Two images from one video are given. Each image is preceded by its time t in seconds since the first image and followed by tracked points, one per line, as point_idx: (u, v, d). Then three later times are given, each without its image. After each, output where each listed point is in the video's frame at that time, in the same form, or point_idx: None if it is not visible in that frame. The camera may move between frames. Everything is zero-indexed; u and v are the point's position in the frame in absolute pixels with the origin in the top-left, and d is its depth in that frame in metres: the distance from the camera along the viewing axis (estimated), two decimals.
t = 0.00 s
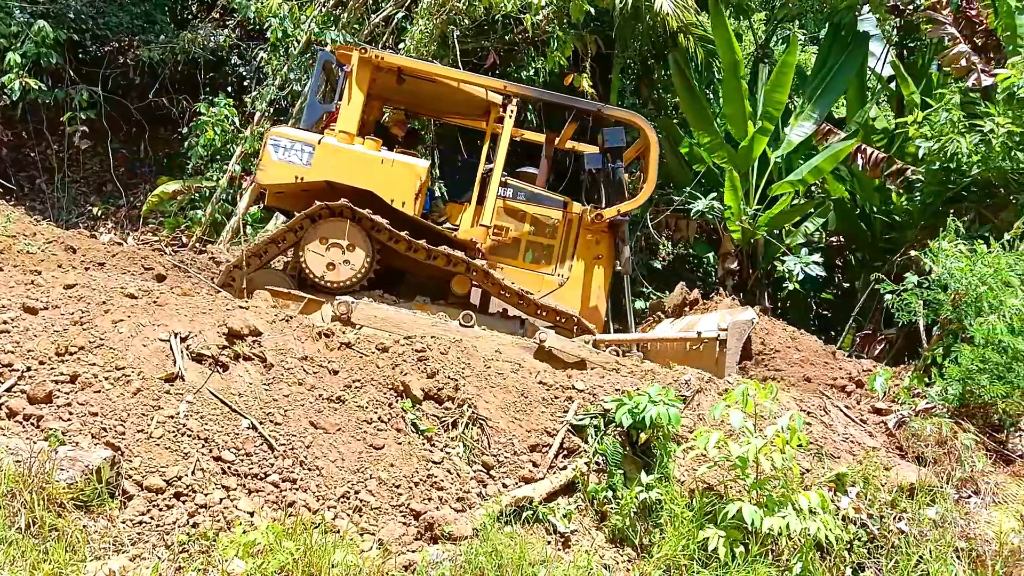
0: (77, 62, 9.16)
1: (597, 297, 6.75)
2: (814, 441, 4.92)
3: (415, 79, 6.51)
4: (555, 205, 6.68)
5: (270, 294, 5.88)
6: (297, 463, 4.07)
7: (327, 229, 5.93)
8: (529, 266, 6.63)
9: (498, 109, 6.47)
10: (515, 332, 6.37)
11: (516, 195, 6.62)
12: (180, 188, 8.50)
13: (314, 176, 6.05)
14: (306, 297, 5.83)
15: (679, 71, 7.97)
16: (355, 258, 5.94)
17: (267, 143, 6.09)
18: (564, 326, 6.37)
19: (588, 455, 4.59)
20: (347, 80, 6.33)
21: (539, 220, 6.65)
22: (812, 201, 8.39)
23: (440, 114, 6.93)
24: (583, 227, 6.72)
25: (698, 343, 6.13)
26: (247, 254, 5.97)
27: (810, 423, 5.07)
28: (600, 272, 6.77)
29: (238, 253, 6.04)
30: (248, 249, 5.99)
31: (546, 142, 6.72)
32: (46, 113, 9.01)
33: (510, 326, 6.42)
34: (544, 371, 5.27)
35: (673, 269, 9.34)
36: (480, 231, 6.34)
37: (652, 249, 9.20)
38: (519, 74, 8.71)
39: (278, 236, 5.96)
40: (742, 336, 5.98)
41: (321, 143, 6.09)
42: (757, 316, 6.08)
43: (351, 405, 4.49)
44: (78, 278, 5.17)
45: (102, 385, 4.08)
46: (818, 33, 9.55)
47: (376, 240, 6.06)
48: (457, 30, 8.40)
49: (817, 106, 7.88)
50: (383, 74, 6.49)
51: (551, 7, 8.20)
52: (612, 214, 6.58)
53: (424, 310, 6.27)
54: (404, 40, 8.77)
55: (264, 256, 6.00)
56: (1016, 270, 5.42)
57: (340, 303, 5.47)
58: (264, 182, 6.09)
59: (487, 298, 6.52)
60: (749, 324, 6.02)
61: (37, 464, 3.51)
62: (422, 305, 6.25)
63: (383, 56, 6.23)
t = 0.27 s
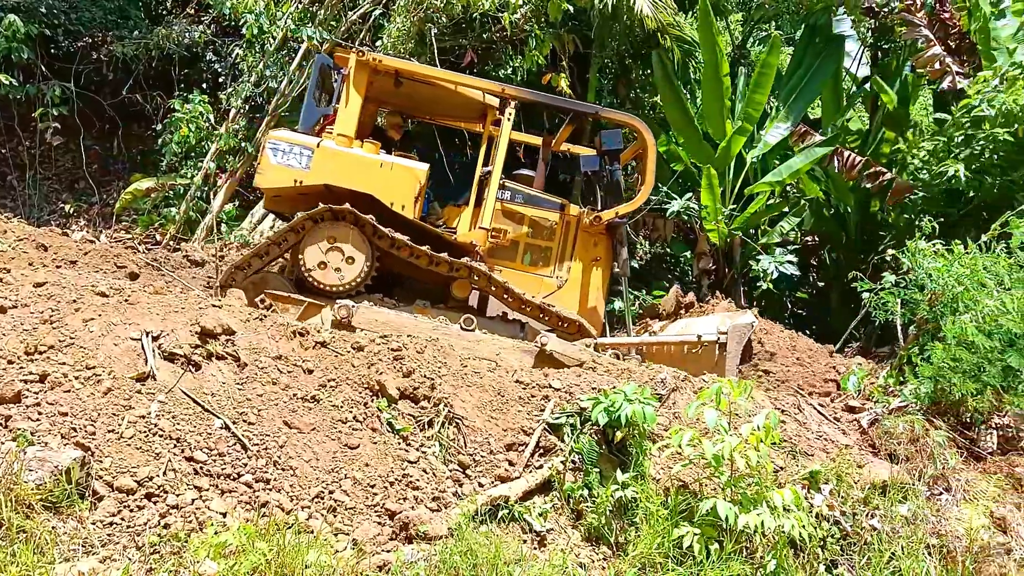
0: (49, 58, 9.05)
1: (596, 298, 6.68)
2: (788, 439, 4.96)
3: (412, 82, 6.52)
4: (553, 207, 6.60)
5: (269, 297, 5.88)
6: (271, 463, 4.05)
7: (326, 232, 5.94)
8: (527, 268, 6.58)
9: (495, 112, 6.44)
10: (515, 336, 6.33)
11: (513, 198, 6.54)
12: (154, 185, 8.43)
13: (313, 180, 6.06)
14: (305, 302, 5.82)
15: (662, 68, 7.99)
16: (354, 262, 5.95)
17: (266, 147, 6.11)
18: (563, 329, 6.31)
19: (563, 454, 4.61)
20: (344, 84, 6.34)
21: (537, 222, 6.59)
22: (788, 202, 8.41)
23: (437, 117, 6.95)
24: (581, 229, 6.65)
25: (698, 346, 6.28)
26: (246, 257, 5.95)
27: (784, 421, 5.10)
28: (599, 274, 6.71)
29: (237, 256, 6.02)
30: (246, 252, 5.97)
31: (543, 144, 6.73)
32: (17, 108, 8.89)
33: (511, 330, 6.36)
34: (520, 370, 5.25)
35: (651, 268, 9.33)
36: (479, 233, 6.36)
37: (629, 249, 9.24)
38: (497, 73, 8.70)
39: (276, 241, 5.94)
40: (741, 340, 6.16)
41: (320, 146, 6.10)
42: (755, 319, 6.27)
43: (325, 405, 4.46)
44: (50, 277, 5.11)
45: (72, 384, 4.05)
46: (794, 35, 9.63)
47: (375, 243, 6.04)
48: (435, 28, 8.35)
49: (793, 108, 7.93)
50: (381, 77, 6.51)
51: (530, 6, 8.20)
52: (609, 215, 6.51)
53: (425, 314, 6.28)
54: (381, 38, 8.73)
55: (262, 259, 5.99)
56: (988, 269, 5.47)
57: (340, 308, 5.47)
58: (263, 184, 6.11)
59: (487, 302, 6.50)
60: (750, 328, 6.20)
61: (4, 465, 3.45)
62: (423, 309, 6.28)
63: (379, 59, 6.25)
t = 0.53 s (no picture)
0: (19, 52, 8.94)
1: (594, 299, 6.69)
2: (762, 436, 4.99)
3: (409, 84, 6.49)
4: (551, 209, 6.58)
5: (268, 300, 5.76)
6: (243, 462, 4.02)
7: (325, 235, 5.88)
8: (526, 270, 6.56)
9: (491, 113, 6.47)
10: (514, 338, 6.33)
11: (511, 201, 6.52)
12: (128, 181, 8.35)
13: (313, 183, 6.00)
14: (305, 305, 5.72)
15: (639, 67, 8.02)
16: (354, 265, 5.89)
17: (264, 150, 6.00)
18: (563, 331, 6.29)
19: (539, 452, 4.60)
20: (342, 86, 6.29)
21: (535, 224, 6.58)
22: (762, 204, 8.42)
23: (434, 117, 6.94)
24: (579, 231, 6.64)
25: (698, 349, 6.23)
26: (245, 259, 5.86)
27: (758, 418, 5.13)
28: (597, 275, 6.71)
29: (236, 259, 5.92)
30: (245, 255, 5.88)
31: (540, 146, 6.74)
32: None
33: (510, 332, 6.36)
34: (497, 368, 5.23)
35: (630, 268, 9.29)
36: (478, 236, 6.33)
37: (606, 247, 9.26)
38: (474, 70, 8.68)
39: (277, 242, 5.86)
40: (741, 344, 6.18)
41: (319, 149, 6.05)
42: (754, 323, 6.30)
43: (299, 404, 4.44)
44: (19, 274, 5.05)
45: (41, 383, 4.04)
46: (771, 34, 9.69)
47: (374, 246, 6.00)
48: (412, 25, 8.30)
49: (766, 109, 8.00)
50: (378, 79, 6.45)
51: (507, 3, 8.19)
52: (607, 218, 6.48)
53: (424, 316, 6.23)
54: (358, 34, 8.68)
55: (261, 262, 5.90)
56: (958, 269, 5.52)
57: (341, 310, 5.47)
58: (260, 188, 6.02)
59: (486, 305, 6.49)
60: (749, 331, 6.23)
61: None
62: (423, 312, 6.25)
63: (377, 61, 6.17)
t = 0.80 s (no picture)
0: None
1: (590, 301, 6.63)
2: (733, 434, 5.03)
3: (406, 87, 6.41)
4: (547, 212, 6.58)
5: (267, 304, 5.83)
6: (212, 462, 4.00)
7: (323, 237, 5.84)
8: (522, 273, 6.54)
9: (487, 117, 6.40)
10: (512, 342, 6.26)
11: (507, 203, 6.55)
12: (97, 178, 8.23)
13: (310, 186, 5.91)
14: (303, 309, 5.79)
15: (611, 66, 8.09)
16: (351, 268, 5.85)
17: (262, 153, 5.94)
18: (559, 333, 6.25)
19: (512, 450, 4.57)
20: (338, 88, 6.20)
21: (531, 226, 6.58)
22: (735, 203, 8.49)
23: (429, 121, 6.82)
24: (575, 234, 6.61)
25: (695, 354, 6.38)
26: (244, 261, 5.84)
27: (729, 416, 5.17)
28: (593, 278, 6.67)
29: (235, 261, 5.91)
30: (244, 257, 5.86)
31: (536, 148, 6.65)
32: None
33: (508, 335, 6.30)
34: (471, 367, 5.20)
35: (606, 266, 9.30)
36: (477, 238, 6.24)
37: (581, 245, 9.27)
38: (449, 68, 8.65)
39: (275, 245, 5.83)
40: (737, 349, 6.28)
41: (317, 152, 5.97)
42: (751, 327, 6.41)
43: (269, 403, 4.42)
44: None
45: (5, 382, 3.98)
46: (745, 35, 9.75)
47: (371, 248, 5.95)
48: (386, 22, 8.25)
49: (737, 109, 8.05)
50: (374, 82, 6.37)
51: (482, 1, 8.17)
52: (602, 221, 6.42)
53: (422, 320, 6.13)
54: (332, 31, 8.62)
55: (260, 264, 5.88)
56: (924, 269, 5.60)
57: (339, 314, 5.56)
58: (258, 192, 5.95)
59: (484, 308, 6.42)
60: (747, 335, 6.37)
61: None
62: (420, 315, 6.16)
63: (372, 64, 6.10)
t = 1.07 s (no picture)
0: None
1: (583, 302, 6.63)
2: (702, 431, 5.06)
3: (398, 89, 6.39)
4: (540, 215, 6.57)
5: (261, 309, 5.77)
6: (176, 463, 3.97)
7: (316, 241, 5.79)
8: (515, 275, 6.52)
9: (478, 120, 6.44)
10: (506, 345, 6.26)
11: (500, 206, 6.50)
12: (61, 174, 8.10)
13: (304, 189, 5.87)
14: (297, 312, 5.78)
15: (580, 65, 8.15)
16: (345, 271, 5.81)
17: (254, 156, 5.89)
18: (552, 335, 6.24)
19: (482, 449, 4.55)
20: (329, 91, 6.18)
21: (524, 229, 6.54)
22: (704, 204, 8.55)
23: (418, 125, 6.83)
24: (568, 236, 6.61)
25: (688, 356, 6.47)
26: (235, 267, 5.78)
27: (698, 414, 5.20)
28: (586, 280, 6.67)
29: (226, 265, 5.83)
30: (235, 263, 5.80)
31: (528, 151, 6.79)
32: None
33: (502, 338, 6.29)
34: (442, 365, 5.15)
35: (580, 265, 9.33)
36: (472, 242, 6.18)
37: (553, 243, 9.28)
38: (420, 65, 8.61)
39: (268, 249, 5.78)
40: (730, 353, 6.35)
41: (309, 155, 5.93)
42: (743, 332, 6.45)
43: (235, 403, 4.39)
44: None
45: None
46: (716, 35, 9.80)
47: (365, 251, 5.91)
48: (356, 18, 8.18)
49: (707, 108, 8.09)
50: (366, 85, 6.38)
51: None
52: (596, 225, 6.49)
53: (417, 324, 6.12)
54: (301, 26, 8.53)
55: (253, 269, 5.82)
56: (899, 269, 5.60)
57: (334, 317, 5.52)
58: (251, 195, 5.88)
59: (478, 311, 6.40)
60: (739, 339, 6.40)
61: None
62: (414, 319, 6.13)
63: (365, 66, 6.07)
